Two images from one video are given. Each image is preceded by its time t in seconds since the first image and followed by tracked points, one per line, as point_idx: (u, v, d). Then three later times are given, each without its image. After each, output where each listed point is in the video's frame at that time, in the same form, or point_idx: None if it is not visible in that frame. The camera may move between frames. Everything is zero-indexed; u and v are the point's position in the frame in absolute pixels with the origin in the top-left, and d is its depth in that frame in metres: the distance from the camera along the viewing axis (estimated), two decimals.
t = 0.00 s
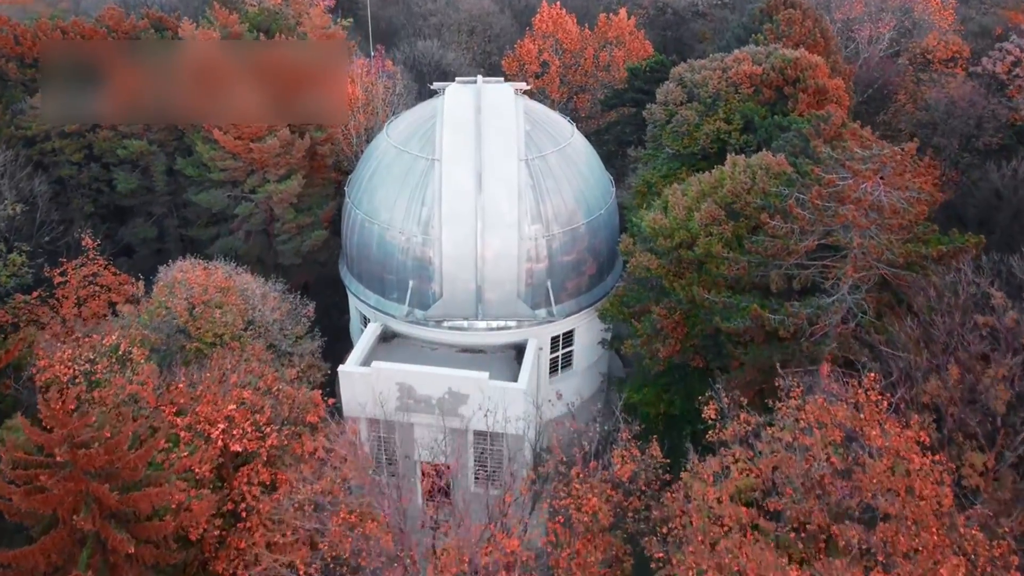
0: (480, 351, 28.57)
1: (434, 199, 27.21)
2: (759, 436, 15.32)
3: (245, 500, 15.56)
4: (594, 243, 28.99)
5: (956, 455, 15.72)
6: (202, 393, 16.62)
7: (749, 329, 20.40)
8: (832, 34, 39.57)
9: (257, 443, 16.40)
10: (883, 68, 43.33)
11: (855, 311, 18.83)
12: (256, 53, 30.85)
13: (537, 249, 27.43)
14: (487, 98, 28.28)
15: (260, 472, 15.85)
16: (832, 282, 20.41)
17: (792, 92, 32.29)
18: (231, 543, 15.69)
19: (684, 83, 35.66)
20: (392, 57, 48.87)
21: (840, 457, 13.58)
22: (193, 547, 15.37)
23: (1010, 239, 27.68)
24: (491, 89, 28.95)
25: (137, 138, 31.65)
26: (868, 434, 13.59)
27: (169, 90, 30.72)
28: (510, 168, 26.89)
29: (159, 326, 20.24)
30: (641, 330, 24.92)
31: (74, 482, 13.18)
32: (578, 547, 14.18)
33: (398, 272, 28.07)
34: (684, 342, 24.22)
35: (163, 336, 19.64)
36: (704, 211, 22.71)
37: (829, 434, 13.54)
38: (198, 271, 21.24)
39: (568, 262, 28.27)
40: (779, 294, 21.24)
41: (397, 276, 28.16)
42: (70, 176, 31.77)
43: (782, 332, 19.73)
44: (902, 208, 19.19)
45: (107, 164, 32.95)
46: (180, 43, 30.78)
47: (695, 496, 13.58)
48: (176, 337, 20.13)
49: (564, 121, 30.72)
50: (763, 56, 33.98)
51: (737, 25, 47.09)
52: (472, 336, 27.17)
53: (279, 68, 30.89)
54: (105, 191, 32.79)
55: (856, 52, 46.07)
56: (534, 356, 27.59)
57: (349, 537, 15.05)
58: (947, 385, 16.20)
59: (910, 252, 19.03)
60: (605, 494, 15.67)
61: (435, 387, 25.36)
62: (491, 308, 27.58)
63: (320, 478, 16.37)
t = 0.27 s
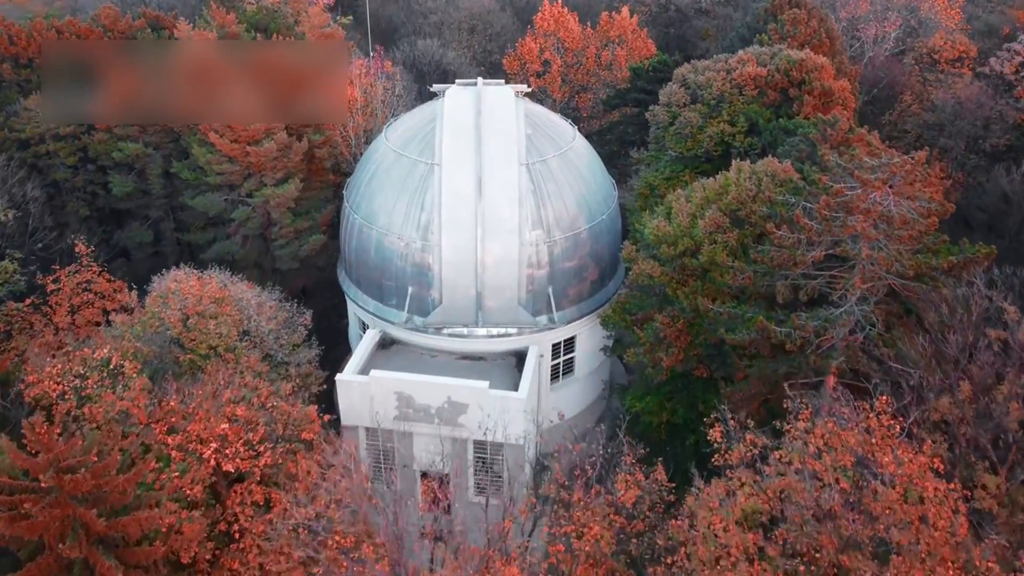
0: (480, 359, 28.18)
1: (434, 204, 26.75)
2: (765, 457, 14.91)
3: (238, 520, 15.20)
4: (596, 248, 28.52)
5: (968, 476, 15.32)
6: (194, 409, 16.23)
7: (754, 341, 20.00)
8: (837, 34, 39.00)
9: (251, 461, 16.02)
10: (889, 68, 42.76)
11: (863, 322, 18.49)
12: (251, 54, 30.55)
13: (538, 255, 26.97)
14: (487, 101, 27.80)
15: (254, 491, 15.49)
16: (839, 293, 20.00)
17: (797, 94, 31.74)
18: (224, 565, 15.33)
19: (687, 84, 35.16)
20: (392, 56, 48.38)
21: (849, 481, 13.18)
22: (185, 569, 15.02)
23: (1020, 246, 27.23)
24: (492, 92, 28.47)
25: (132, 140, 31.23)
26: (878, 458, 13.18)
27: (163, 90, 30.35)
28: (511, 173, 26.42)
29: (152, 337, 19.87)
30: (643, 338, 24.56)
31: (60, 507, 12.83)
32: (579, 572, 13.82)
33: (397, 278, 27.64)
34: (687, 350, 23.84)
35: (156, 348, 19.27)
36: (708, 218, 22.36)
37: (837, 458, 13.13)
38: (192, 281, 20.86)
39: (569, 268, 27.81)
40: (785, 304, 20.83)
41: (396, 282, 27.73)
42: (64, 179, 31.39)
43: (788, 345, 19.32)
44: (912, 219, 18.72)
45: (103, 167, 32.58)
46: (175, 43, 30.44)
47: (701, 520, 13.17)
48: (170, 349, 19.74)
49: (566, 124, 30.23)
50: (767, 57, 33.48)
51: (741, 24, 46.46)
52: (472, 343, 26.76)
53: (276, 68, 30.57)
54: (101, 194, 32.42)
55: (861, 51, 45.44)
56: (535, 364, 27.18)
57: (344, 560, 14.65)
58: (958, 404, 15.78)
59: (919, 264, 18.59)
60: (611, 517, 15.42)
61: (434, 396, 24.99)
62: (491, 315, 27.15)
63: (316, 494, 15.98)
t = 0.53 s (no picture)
0: (480, 365, 27.85)
1: (433, 209, 26.35)
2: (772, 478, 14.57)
3: (232, 540, 14.86)
4: (597, 253, 28.14)
5: (978, 494, 15.01)
6: (188, 426, 15.91)
7: (758, 352, 19.64)
8: (842, 33, 38.51)
9: (245, 477, 15.69)
10: (894, 68, 42.31)
11: (870, 332, 18.22)
12: (249, 53, 30.30)
13: (538, 260, 26.59)
14: (487, 103, 27.39)
15: (249, 509, 15.18)
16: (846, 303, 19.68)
17: (802, 96, 31.34)
18: None
19: (690, 85, 34.73)
20: (393, 54, 47.94)
21: (858, 504, 12.85)
22: None
23: None
24: (492, 94, 28.07)
25: (127, 142, 30.87)
26: (887, 479, 12.83)
27: (160, 90, 30.10)
28: (511, 177, 26.02)
29: (145, 347, 19.56)
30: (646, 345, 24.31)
31: (48, 532, 12.50)
32: None
33: (396, 283, 27.26)
34: (690, 357, 23.60)
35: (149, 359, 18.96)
36: (712, 224, 22.14)
37: (845, 479, 12.80)
38: (186, 289, 20.53)
39: (570, 273, 27.42)
40: (790, 314, 20.49)
41: (394, 288, 27.35)
42: (59, 182, 31.05)
43: (793, 356, 18.98)
44: (920, 227, 18.32)
45: (99, 169, 32.25)
46: (172, 42, 30.17)
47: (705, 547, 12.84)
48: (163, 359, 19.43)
49: (567, 126, 29.82)
50: (771, 58, 33.06)
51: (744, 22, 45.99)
52: (471, 350, 26.42)
53: (274, 68, 30.33)
54: (96, 196, 32.07)
55: (866, 49, 45.00)
56: (536, 370, 26.84)
57: None
58: (971, 421, 15.40)
59: (928, 275, 18.22)
60: (613, 539, 15.30)
61: (433, 404, 24.64)
62: (491, 321, 26.78)
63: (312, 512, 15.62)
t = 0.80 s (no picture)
0: (479, 372, 27.43)
1: (432, 215, 25.89)
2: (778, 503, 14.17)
3: (224, 564, 14.48)
4: (599, 259, 27.68)
5: (990, 517, 14.58)
6: (178, 445, 15.51)
7: (764, 365, 19.23)
8: (848, 33, 37.97)
9: (236, 498, 15.30)
10: (900, 68, 41.77)
11: (878, 346, 17.81)
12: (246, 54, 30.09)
13: (539, 267, 26.13)
14: (487, 106, 26.91)
15: (241, 530, 14.84)
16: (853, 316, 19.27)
17: (807, 98, 30.83)
18: None
19: (693, 86, 34.23)
20: (392, 52, 47.45)
21: (869, 533, 12.43)
22: None
23: None
24: (492, 97, 27.59)
25: (122, 145, 30.46)
26: (899, 508, 12.40)
27: (155, 90, 29.75)
28: (511, 182, 25.54)
29: (137, 360, 19.18)
30: (649, 354, 23.97)
31: (31, 563, 12.10)
32: None
33: (394, 290, 26.82)
34: (693, 367, 23.19)
35: (141, 373, 18.57)
36: (716, 232, 21.81)
37: (856, 509, 12.38)
38: (179, 300, 20.13)
39: (572, 280, 26.97)
40: (796, 326, 20.06)
41: (393, 294, 26.92)
42: (53, 185, 30.65)
43: (799, 370, 18.55)
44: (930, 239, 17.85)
45: (93, 172, 31.83)
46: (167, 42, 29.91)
47: None
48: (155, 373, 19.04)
49: (569, 130, 29.33)
50: (776, 59, 32.55)
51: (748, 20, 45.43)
52: (471, 358, 26.01)
53: (270, 68, 30.07)
54: (91, 199, 31.66)
55: (871, 48, 44.45)
56: (536, 378, 26.43)
57: None
58: (983, 442, 14.97)
59: (938, 288, 17.78)
60: (614, 564, 14.95)
61: (432, 414, 24.24)
62: (491, 328, 26.35)
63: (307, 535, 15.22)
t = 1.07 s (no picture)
0: (479, 380, 27.04)
1: (430, 221, 25.43)
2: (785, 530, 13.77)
3: None
4: (601, 265, 27.22)
5: (1004, 543, 14.19)
6: (169, 467, 15.11)
7: (769, 379, 18.81)
8: (853, 32, 37.46)
9: (229, 521, 14.88)
10: (905, 68, 41.27)
11: (887, 361, 17.41)
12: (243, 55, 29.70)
13: (540, 273, 25.67)
14: (487, 110, 26.42)
15: (233, 556, 14.40)
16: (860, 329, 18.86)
17: (812, 100, 30.36)
18: None
19: (697, 87, 33.75)
20: (391, 52, 46.88)
21: (881, 565, 12.02)
22: None
23: None
24: (492, 100, 27.12)
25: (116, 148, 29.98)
26: (914, 541, 11.99)
27: (150, 91, 29.27)
28: (512, 188, 25.05)
29: (129, 374, 18.78)
30: (651, 363, 23.60)
31: None
32: None
33: (392, 296, 26.39)
34: (697, 377, 22.79)
35: (132, 387, 18.17)
36: (720, 241, 21.38)
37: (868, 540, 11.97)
38: (172, 311, 19.73)
39: (573, 286, 26.53)
40: (802, 338, 19.64)
41: (391, 301, 26.48)
42: (47, 188, 30.19)
43: (806, 385, 18.12)
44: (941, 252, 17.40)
45: (88, 175, 31.39)
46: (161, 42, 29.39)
47: None
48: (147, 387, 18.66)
49: (570, 133, 28.86)
50: (781, 60, 32.05)
51: (751, 18, 44.90)
52: (470, 366, 25.59)
53: (268, 69, 29.70)
54: (85, 202, 31.23)
55: (876, 48, 43.94)
56: (537, 387, 26.03)
57: None
58: (997, 465, 14.55)
59: (949, 302, 17.35)
60: None
61: (431, 424, 23.84)
62: (491, 336, 25.91)
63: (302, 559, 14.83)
